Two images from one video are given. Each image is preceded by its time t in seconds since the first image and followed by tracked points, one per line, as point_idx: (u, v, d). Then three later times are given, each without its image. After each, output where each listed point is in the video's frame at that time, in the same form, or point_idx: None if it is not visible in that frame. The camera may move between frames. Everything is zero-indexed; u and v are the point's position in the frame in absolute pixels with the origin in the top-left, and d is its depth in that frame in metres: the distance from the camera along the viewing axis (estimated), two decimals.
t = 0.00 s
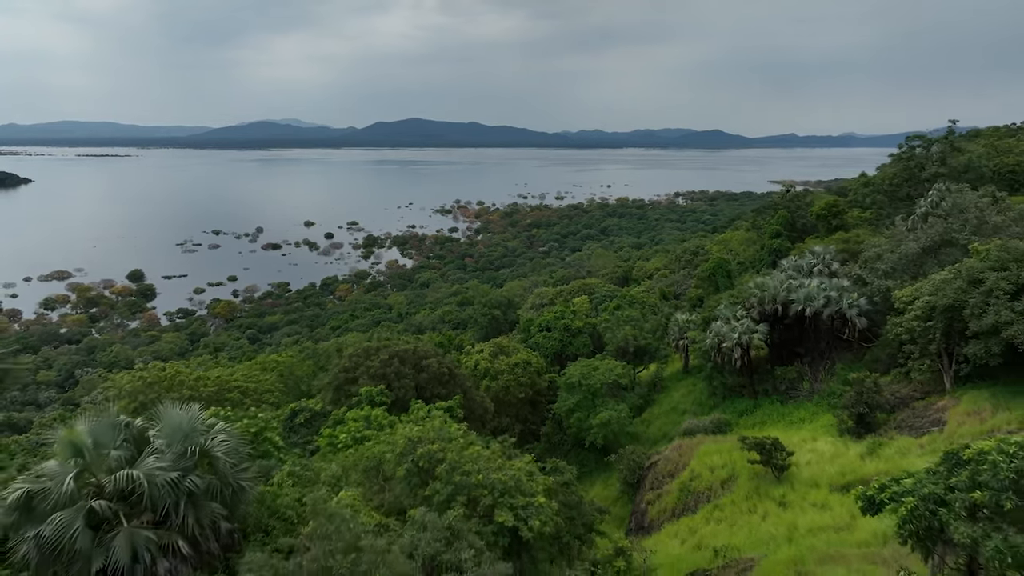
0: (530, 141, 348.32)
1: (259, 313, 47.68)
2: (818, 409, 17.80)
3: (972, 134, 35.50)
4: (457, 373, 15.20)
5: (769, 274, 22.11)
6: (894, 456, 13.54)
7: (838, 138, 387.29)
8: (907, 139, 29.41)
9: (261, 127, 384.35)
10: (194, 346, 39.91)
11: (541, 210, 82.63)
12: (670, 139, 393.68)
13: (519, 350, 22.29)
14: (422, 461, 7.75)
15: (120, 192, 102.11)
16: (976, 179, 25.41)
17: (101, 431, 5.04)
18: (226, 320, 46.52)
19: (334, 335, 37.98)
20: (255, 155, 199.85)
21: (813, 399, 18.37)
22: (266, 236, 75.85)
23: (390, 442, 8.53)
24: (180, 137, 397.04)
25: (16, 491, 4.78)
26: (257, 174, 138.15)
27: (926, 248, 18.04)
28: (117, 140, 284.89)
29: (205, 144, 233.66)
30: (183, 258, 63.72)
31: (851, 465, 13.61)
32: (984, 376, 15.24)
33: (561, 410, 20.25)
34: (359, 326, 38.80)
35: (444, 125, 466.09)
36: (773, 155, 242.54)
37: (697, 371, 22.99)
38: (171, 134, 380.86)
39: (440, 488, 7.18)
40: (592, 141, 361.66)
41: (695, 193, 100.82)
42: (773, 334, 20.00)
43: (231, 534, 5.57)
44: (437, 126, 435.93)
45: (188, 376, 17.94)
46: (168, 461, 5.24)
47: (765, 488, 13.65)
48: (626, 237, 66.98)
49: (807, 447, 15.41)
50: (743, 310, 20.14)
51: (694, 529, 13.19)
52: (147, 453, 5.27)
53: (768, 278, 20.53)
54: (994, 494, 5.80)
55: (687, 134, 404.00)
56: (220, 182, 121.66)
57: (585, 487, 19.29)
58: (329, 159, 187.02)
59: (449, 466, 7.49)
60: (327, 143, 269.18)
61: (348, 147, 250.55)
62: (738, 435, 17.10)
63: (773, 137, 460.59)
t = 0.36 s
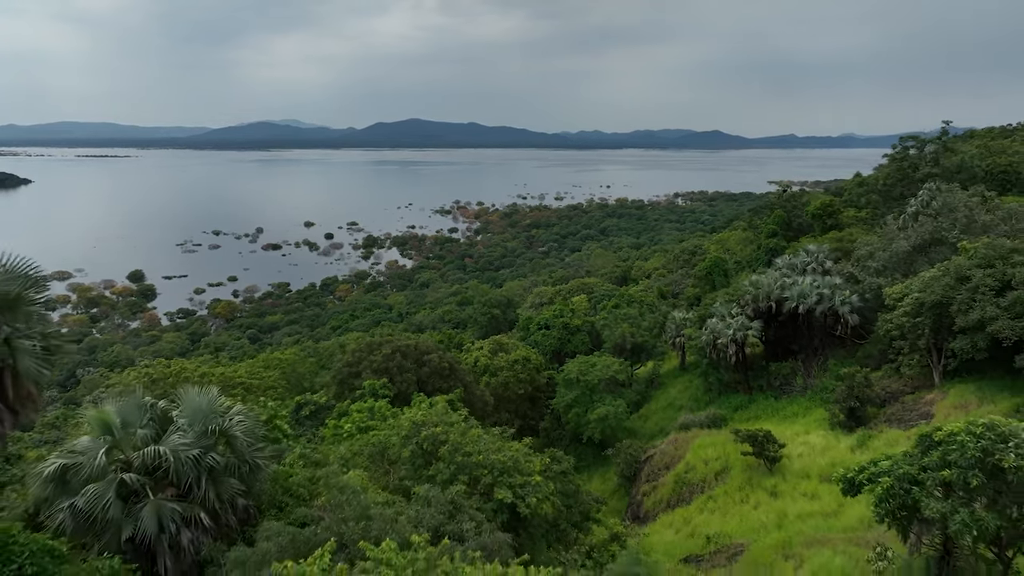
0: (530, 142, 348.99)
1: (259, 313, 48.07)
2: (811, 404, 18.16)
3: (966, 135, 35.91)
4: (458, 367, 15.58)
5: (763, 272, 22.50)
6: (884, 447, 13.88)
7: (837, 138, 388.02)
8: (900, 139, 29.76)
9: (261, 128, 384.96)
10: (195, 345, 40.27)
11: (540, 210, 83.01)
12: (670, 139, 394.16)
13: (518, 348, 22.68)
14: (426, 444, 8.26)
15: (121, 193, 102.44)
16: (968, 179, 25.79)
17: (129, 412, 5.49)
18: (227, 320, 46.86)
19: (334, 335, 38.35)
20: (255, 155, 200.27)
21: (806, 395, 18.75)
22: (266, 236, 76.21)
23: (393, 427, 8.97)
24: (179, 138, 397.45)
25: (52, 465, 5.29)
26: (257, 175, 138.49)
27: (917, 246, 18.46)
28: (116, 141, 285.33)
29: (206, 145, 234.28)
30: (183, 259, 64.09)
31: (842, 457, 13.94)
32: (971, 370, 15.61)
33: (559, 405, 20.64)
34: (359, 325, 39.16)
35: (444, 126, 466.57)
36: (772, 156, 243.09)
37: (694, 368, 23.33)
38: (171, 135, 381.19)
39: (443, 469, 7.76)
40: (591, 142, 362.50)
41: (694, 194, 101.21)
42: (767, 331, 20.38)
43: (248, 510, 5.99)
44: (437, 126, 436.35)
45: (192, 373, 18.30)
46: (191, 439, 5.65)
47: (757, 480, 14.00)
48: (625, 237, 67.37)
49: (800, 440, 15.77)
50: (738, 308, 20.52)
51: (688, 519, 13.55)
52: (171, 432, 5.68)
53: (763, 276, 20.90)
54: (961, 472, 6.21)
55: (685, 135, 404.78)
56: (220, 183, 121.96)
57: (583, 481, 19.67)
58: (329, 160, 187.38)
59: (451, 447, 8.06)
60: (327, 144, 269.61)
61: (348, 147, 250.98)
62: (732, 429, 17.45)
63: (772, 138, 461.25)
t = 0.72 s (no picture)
0: (530, 145, 349.92)
1: (259, 315, 48.44)
2: (805, 403, 18.45)
3: (962, 139, 36.23)
4: (458, 365, 15.92)
5: (759, 273, 22.83)
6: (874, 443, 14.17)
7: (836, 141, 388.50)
8: (895, 143, 30.08)
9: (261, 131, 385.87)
10: (196, 348, 40.54)
11: (540, 214, 83.38)
12: (668, 142, 394.75)
13: (517, 348, 23.01)
14: (430, 430, 8.74)
15: (122, 196, 102.80)
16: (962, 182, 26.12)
17: (149, 399, 5.96)
18: (227, 323, 47.16)
19: (335, 337, 38.67)
20: (255, 159, 200.81)
21: (801, 393, 19.04)
22: (267, 239, 76.55)
23: (397, 419, 9.36)
24: (180, 142, 398.27)
25: (78, 448, 5.77)
26: (257, 178, 138.96)
27: (909, 248, 18.81)
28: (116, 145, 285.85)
29: (207, 149, 234.89)
30: (184, 262, 64.42)
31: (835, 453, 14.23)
32: (961, 368, 15.91)
33: (558, 404, 20.99)
34: (359, 327, 39.47)
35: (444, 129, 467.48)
36: (771, 160, 243.51)
37: (691, 368, 23.62)
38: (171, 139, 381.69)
39: (445, 455, 8.20)
40: (589, 146, 363.48)
41: (694, 197, 101.58)
42: (763, 331, 20.71)
43: (259, 495, 6.47)
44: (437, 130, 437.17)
45: (197, 373, 18.63)
46: (207, 425, 6.10)
47: (751, 475, 14.30)
48: (624, 240, 67.69)
49: (794, 437, 16.07)
50: (734, 308, 20.86)
51: (683, 513, 13.85)
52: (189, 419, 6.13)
53: (758, 277, 21.24)
54: (938, 458, 6.53)
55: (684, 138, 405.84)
56: (220, 186, 122.35)
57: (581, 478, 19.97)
58: (328, 163, 187.85)
59: (453, 436, 8.51)
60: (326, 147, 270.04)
61: (348, 151, 251.42)
62: (727, 426, 17.76)
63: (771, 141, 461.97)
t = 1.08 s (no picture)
0: (530, 151, 350.94)
1: (259, 320, 48.77)
2: (800, 403, 18.79)
3: (956, 145, 36.69)
4: (458, 365, 16.27)
5: (755, 276, 23.19)
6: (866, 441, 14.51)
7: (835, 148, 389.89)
8: (888, 148, 30.45)
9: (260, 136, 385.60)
10: (196, 352, 40.80)
11: (539, 219, 83.80)
12: (669, 147, 396.08)
13: (516, 350, 23.37)
14: (432, 421, 9.17)
15: (122, 201, 103.16)
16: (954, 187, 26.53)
17: (169, 390, 6.57)
18: (227, 328, 47.46)
19: (335, 341, 39.00)
20: (255, 164, 201.27)
21: (795, 394, 19.38)
22: (267, 244, 76.90)
23: (401, 412, 9.76)
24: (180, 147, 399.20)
25: (104, 434, 6.41)
26: (257, 183, 139.41)
27: (900, 251, 19.22)
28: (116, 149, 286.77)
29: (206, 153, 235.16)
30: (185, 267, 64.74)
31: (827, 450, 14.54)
32: (951, 368, 16.21)
33: (557, 405, 21.35)
34: (360, 331, 39.78)
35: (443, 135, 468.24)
36: (770, 165, 244.31)
37: (688, 370, 23.91)
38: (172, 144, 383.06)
39: (446, 445, 8.60)
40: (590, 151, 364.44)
41: (693, 202, 102.03)
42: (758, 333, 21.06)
43: (273, 481, 7.08)
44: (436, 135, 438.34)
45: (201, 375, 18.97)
46: (223, 414, 6.67)
47: (745, 473, 14.62)
48: (623, 245, 68.08)
49: (788, 436, 16.41)
50: (729, 311, 21.25)
51: (678, 509, 14.18)
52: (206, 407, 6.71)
53: (753, 280, 21.60)
54: (914, 446, 6.93)
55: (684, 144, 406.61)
56: (221, 191, 122.79)
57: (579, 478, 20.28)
58: (328, 168, 188.23)
59: (455, 427, 8.93)
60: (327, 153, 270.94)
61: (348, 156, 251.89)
62: (723, 426, 18.08)
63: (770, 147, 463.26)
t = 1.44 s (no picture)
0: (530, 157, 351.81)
1: (259, 325, 49.03)
2: (794, 404, 19.11)
3: (952, 151, 37.02)
4: (459, 367, 16.63)
5: (750, 280, 23.56)
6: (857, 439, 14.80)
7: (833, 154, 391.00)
8: (883, 154, 30.85)
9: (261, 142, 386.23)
10: (197, 357, 41.03)
11: (539, 225, 84.19)
12: (668, 153, 397.10)
13: (515, 353, 23.71)
14: (435, 413, 9.56)
15: (122, 207, 103.44)
16: (947, 193, 26.93)
17: (185, 382, 7.52)
18: (228, 333, 47.70)
19: (336, 346, 39.26)
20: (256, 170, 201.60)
21: (790, 395, 19.70)
22: (267, 250, 77.18)
23: (404, 408, 10.12)
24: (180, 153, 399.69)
25: (127, 424, 7.34)
26: (258, 189, 139.82)
27: (892, 255, 19.60)
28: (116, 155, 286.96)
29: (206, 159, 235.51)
30: (186, 273, 65.00)
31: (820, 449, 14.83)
32: (942, 370, 16.50)
33: (555, 407, 21.66)
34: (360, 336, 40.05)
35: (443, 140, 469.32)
36: (769, 172, 245.18)
37: (685, 373, 24.18)
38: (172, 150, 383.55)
39: (447, 437, 8.95)
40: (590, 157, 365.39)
41: (692, 208, 102.48)
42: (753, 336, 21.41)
43: (282, 471, 7.99)
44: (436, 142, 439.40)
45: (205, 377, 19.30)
46: (236, 406, 7.57)
47: (740, 471, 14.93)
48: (623, 251, 68.43)
49: (781, 436, 16.74)
50: (725, 314, 21.61)
51: (674, 507, 14.48)
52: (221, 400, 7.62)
53: (749, 284, 21.96)
54: (893, 438, 7.27)
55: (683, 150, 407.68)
56: (222, 197, 123.13)
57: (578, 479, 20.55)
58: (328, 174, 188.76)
59: (456, 419, 9.27)
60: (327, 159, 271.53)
61: (348, 162, 252.41)
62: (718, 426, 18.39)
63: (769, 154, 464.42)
